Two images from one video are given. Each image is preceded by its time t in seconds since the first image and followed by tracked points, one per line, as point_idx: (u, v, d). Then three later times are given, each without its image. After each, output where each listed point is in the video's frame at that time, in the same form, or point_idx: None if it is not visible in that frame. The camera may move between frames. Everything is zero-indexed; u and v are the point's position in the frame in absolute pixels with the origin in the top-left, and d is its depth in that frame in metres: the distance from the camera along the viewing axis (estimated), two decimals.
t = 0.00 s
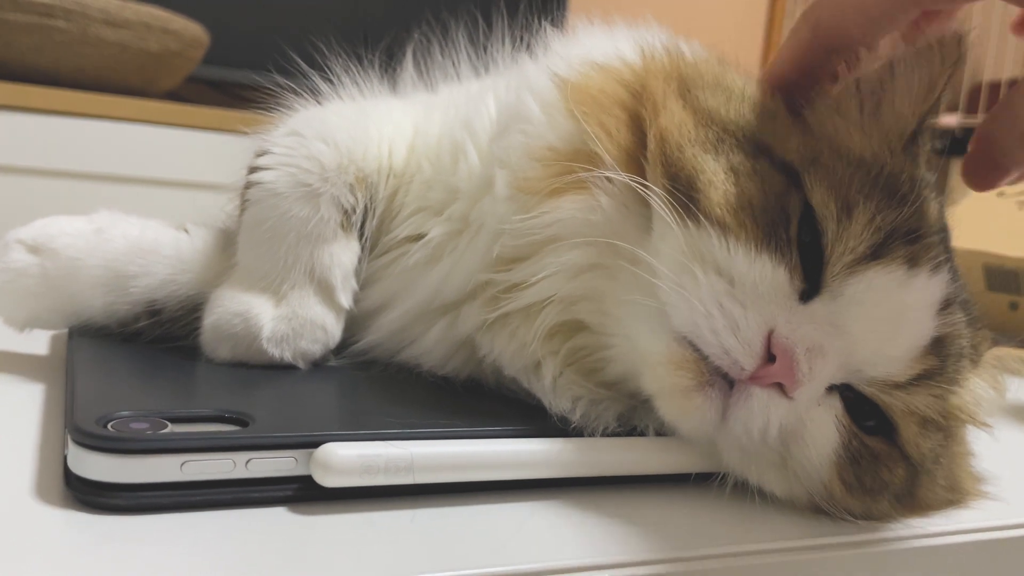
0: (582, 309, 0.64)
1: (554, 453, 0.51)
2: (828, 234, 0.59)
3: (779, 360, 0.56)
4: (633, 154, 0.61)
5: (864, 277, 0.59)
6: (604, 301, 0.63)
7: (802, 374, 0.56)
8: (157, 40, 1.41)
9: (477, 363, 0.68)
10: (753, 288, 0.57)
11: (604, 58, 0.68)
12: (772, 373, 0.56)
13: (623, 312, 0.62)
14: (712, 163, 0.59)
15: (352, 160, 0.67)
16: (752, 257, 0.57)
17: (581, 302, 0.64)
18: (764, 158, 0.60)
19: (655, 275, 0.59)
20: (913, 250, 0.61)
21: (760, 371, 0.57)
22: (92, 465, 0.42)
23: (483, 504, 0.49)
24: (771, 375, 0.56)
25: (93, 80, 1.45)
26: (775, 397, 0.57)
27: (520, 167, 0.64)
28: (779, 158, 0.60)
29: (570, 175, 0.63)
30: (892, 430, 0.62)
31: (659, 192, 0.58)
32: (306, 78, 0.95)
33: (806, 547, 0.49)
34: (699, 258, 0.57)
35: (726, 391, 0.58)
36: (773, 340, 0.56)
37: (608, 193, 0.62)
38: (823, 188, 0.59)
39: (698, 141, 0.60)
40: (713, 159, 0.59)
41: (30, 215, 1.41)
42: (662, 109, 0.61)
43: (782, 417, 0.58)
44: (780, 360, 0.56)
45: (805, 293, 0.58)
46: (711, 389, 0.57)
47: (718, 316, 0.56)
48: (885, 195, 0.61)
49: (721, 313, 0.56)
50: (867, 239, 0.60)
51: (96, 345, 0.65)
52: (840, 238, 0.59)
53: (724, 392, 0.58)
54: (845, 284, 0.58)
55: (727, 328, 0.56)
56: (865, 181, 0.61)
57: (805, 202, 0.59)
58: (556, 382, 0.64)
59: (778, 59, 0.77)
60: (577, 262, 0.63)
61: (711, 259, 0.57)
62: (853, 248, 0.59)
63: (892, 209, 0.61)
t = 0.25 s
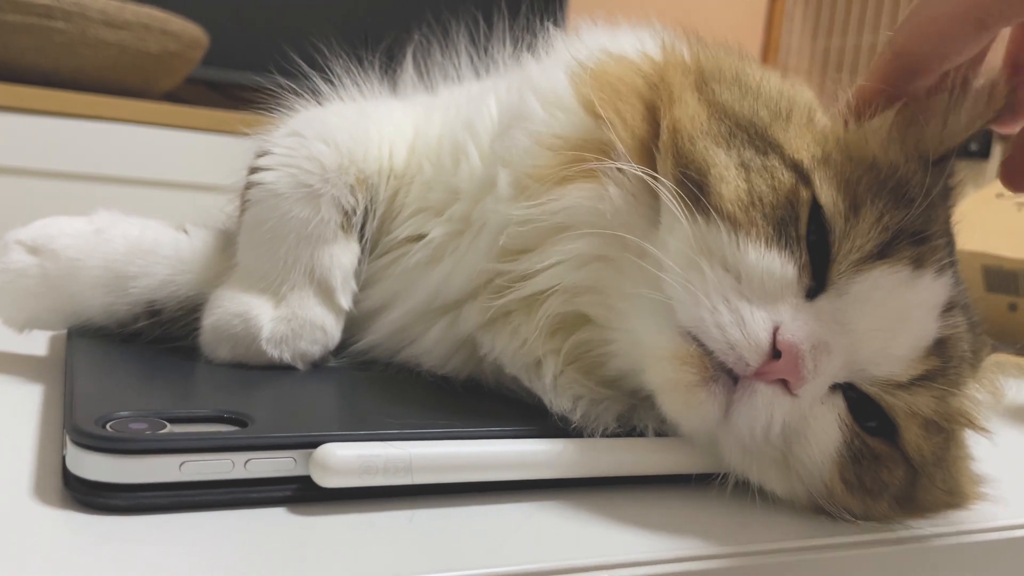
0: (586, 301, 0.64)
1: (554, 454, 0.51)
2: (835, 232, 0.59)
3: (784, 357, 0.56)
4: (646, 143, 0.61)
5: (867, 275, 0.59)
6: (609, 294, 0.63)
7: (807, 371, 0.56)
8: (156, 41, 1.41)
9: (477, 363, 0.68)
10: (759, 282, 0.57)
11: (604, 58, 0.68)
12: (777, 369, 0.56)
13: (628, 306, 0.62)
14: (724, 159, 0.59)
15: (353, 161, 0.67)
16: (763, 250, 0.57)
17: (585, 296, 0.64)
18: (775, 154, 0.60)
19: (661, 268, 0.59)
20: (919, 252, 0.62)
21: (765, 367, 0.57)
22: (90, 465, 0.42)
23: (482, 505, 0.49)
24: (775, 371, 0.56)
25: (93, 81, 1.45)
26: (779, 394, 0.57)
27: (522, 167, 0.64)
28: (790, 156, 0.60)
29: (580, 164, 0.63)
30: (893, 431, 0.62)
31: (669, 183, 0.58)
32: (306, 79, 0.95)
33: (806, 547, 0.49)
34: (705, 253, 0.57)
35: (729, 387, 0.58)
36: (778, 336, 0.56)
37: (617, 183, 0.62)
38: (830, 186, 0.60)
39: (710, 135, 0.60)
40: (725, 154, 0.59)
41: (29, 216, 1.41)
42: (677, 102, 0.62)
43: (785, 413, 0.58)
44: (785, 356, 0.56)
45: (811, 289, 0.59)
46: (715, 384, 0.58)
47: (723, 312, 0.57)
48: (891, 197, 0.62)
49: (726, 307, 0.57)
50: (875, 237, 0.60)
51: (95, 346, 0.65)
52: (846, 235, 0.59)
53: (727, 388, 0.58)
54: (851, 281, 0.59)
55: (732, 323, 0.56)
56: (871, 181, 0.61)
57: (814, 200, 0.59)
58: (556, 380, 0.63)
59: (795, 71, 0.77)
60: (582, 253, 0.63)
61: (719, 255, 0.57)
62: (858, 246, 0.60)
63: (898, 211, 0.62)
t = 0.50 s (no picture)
0: (584, 307, 0.64)
1: (552, 457, 0.51)
2: (832, 236, 0.59)
3: (781, 361, 0.56)
4: (638, 153, 0.61)
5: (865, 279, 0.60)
6: (606, 299, 0.63)
7: (805, 375, 0.56)
8: (156, 43, 1.41)
9: (476, 366, 0.68)
10: (756, 288, 0.57)
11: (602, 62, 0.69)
12: (775, 374, 0.56)
13: (625, 310, 0.62)
14: (719, 164, 0.59)
15: (351, 164, 0.67)
16: (760, 256, 0.57)
17: (582, 300, 0.64)
18: (770, 158, 0.60)
19: (658, 273, 0.59)
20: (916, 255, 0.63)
21: (762, 371, 0.57)
22: (89, 468, 0.42)
23: (481, 508, 0.49)
24: (772, 376, 0.57)
25: (92, 84, 1.45)
26: (777, 398, 0.57)
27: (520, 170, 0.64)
28: (784, 160, 0.60)
29: (574, 172, 0.62)
30: (891, 434, 0.62)
31: (665, 190, 0.58)
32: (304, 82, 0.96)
33: (805, 549, 0.49)
34: (702, 259, 0.58)
35: (727, 391, 0.58)
36: (776, 341, 0.56)
37: (612, 189, 0.62)
38: (827, 189, 0.59)
39: (703, 142, 0.60)
40: (719, 159, 0.59)
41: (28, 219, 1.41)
42: (669, 108, 0.62)
43: (783, 417, 0.58)
44: (782, 361, 0.56)
45: (807, 294, 0.59)
46: (712, 389, 0.58)
47: (720, 317, 0.57)
48: (889, 200, 0.62)
49: (724, 312, 0.57)
50: (872, 240, 0.60)
51: (94, 349, 0.65)
52: (843, 240, 0.60)
53: (725, 393, 0.58)
54: (849, 286, 0.59)
55: (730, 327, 0.57)
56: (870, 185, 0.61)
57: (810, 204, 0.59)
58: (555, 383, 0.64)
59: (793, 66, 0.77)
60: (578, 258, 0.63)
61: (716, 260, 0.57)
62: (856, 249, 0.60)
63: (896, 214, 0.62)
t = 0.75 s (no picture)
0: (587, 306, 0.64)
1: (553, 458, 0.51)
2: (836, 236, 0.59)
3: (785, 360, 0.56)
4: (642, 149, 0.61)
5: (869, 280, 0.60)
6: (608, 297, 0.63)
7: (809, 374, 0.56)
8: (155, 44, 1.41)
9: (476, 366, 0.68)
10: (761, 288, 0.57)
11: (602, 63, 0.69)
12: (778, 373, 0.57)
13: (627, 308, 0.62)
14: (723, 163, 0.59)
15: (351, 165, 0.67)
16: (765, 256, 0.57)
17: (584, 300, 0.64)
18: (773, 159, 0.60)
19: (662, 272, 0.59)
20: (918, 255, 0.62)
21: (766, 370, 0.57)
22: (89, 468, 0.42)
23: (481, 509, 0.49)
24: (776, 375, 0.57)
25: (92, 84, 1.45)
26: (781, 397, 0.57)
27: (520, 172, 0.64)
28: (789, 162, 0.60)
29: (579, 168, 0.62)
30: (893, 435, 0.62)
31: (669, 189, 0.58)
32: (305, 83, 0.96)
33: (805, 551, 0.49)
34: (707, 258, 0.58)
35: (730, 391, 0.58)
36: (779, 340, 0.57)
37: (617, 188, 0.62)
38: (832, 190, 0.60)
39: (707, 141, 0.60)
40: (723, 158, 0.59)
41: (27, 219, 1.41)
42: (670, 108, 0.62)
43: (786, 418, 0.58)
44: (786, 360, 0.56)
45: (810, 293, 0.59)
46: (716, 388, 0.58)
47: (725, 315, 0.57)
48: (893, 202, 0.62)
49: (728, 311, 0.57)
50: (876, 241, 0.60)
51: (94, 349, 0.65)
52: (846, 241, 0.60)
53: (728, 392, 0.58)
54: (851, 286, 0.59)
55: (734, 327, 0.57)
56: (874, 186, 0.61)
57: (814, 204, 0.59)
58: (555, 384, 0.63)
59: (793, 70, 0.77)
60: (582, 257, 0.63)
61: (722, 260, 0.57)
62: (859, 250, 0.60)
63: (899, 214, 0.62)
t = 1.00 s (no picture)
0: (590, 295, 0.64)
1: (554, 457, 0.51)
2: (847, 233, 0.59)
3: (793, 355, 0.56)
4: (657, 136, 0.61)
5: (876, 277, 0.60)
6: (613, 289, 0.63)
7: (816, 370, 0.56)
8: (154, 44, 1.41)
9: (476, 365, 0.68)
10: (769, 282, 0.57)
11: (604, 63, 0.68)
12: (786, 368, 0.56)
13: (634, 300, 0.61)
14: (733, 153, 0.59)
15: (352, 165, 0.67)
16: (771, 249, 0.57)
17: (589, 289, 0.64)
18: (787, 153, 0.60)
19: (670, 264, 0.59)
20: (925, 256, 0.63)
21: (774, 365, 0.56)
22: (87, 467, 0.42)
23: (481, 508, 0.49)
24: (785, 370, 0.56)
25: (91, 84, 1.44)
26: (787, 392, 0.57)
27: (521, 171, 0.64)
28: (801, 156, 0.60)
29: (593, 158, 0.63)
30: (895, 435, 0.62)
31: (679, 180, 0.58)
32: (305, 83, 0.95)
33: (807, 552, 0.49)
34: (715, 250, 0.58)
35: (737, 386, 0.58)
36: (788, 335, 0.56)
37: (630, 176, 0.62)
38: (842, 189, 0.60)
39: (722, 132, 0.60)
40: (734, 149, 0.60)
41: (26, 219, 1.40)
42: (683, 102, 0.62)
43: (791, 414, 0.58)
44: (795, 354, 0.56)
45: (817, 289, 0.59)
46: (721, 383, 0.58)
47: (733, 309, 0.57)
48: (901, 203, 0.62)
49: (737, 305, 0.57)
50: (886, 239, 0.61)
51: (93, 349, 0.64)
52: (855, 236, 0.60)
53: (735, 387, 0.58)
54: (859, 284, 0.60)
55: (742, 321, 0.57)
56: (884, 186, 0.62)
57: (824, 202, 0.60)
58: (556, 382, 0.63)
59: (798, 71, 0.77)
60: (592, 245, 0.63)
61: (729, 253, 0.57)
62: (867, 247, 0.60)
63: (907, 215, 0.62)
